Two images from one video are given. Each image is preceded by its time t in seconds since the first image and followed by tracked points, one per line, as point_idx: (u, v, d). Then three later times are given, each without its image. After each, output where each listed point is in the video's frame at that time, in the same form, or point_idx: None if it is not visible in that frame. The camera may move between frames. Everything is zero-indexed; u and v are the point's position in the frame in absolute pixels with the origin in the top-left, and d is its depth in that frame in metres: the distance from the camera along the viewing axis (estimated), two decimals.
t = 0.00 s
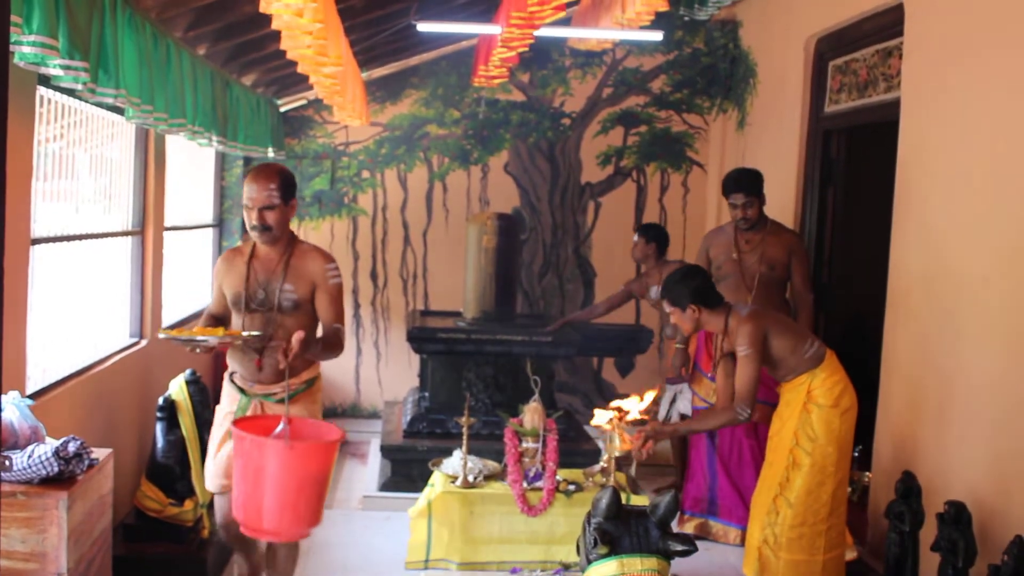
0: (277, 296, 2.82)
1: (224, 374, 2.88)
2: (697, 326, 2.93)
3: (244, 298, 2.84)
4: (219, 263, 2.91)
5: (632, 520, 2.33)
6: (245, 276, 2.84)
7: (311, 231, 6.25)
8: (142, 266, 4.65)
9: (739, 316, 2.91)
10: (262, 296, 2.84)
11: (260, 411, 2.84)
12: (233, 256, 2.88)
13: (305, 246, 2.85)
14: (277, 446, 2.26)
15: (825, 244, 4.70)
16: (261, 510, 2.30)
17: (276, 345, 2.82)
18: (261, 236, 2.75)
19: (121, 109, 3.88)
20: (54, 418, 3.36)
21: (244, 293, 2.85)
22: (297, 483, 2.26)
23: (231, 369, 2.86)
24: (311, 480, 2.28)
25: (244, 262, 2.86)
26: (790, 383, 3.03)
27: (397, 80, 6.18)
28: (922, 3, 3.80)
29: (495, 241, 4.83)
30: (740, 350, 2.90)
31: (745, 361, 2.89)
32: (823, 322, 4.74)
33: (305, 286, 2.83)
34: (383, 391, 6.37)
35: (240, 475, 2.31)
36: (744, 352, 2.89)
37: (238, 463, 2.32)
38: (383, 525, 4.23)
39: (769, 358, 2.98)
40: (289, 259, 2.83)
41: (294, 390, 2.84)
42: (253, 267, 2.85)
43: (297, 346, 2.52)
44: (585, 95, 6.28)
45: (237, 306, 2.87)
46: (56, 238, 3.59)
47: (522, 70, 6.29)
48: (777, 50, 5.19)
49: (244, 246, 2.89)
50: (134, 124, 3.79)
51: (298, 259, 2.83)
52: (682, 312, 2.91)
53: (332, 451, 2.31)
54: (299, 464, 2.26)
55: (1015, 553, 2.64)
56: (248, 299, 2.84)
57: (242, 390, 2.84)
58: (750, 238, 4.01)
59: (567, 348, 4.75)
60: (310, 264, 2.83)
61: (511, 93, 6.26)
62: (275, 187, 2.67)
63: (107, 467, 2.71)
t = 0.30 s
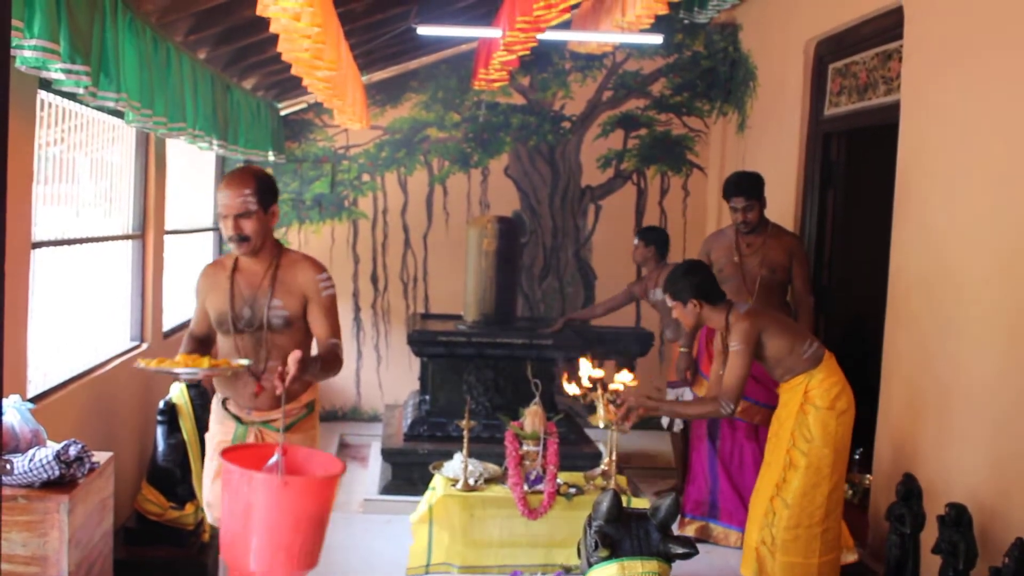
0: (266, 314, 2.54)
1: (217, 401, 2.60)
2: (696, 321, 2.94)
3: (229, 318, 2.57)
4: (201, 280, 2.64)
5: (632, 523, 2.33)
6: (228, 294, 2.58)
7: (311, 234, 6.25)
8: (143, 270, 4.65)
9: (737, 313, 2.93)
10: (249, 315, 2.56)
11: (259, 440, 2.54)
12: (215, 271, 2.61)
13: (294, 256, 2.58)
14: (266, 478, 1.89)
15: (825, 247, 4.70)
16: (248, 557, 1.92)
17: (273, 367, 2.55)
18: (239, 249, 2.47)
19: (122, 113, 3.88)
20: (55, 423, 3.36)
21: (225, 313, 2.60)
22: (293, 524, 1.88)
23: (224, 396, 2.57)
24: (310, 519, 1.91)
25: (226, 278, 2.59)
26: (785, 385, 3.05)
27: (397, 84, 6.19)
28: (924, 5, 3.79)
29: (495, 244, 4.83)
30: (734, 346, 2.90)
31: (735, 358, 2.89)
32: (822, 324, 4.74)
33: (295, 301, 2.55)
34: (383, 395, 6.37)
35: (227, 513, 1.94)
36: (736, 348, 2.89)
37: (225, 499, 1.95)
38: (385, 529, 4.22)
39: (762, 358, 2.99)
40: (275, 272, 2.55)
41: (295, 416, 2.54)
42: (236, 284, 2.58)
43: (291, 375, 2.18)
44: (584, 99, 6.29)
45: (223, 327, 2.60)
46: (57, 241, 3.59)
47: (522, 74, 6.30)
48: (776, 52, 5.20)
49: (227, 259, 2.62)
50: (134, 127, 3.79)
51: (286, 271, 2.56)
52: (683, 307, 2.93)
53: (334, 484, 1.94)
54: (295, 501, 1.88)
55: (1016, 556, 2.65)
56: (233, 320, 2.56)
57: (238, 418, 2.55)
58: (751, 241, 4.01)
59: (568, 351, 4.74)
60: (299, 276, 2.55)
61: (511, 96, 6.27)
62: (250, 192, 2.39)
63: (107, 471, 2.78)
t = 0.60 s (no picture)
0: (253, 312, 2.54)
1: (199, 414, 2.56)
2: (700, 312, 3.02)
3: (215, 319, 2.55)
4: (178, 281, 2.62)
5: (634, 521, 2.33)
6: (210, 294, 2.56)
7: (313, 232, 6.24)
8: (144, 268, 4.66)
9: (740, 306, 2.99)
10: (233, 316, 2.55)
11: (247, 453, 2.49)
12: (192, 270, 2.59)
13: (280, 249, 2.58)
14: (266, 496, 1.96)
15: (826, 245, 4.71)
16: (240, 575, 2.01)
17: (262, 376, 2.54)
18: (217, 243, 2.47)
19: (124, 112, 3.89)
20: (58, 420, 3.38)
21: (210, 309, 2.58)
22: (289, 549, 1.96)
23: (208, 409, 2.54)
24: (305, 545, 1.98)
25: (207, 275, 2.58)
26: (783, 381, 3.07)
27: (398, 82, 6.19)
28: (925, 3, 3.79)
29: (496, 242, 4.82)
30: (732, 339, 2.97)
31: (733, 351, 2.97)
32: (824, 322, 4.74)
33: (286, 296, 2.55)
34: (385, 393, 6.37)
35: (223, 531, 2.02)
36: (735, 341, 2.95)
37: (220, 513, 2.03)
38: (387, 527, 4.23)
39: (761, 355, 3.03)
40: (261, 267, 2.55)
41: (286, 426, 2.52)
42: (219, 283, 2.56)
43: (295, 383, 2.21)
44: (585, 97, 6.29)
45: (204, 330, 2.58)
46: (59, 240, 3.60)
47: (523, 72, 6.30)
48: (777, 50, 5.20)
49: (204, 257, 2.60)
50: (135, 126, 3.80)
51: (273, 265, 2.56)
52: (688, 297, 3.01)
53: (336, 507, 2.01)
54: (294, 526, 1.96)
55: (1017, 553, 2.65)
56: (218, 321, 2.55)
57: (223, 431, 2.50)
58: (753, 239, 4.00)
59: (570, 349, 4.73)
60: (289, 271, 2.55)
61: (512, 94, 6.27)
62: (224, 181, 2.38)
63: (109, 467, 2.92)
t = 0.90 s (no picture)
0: (245, 325, 2.22)
1: (177, 437, 2.24)
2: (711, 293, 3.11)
3: (202, 330, 2.24)
4: (170, 287, 2.33)
5: (635, 518, 2.33)
6: (201, 302, 2.25)
7: (315, 230, 6.24)
8: (146, 265, 4.65)
9: (753, 294, 3.02)
10: (224, 328, 2.24)
11: (223, 482, 2.16)
12: (186, 276, 2.30)
13: (282, 257, 2.29)
14: (251, 542, 1.50)
15: (828, 243, 4.71)
16: None
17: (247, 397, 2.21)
18: (209, 248, 2.17)
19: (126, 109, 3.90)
20: (60, 418, 3.38)
21: (200, 322, 2.25)
22: None
23: (186, 430, 2.22)
24: None
25: (199, 282, 2.28)
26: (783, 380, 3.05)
27: (400, 79, 6.19)
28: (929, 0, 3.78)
29: (498, 240, 4.82)
30: (745, 328, 3.00)
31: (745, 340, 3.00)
32: (826, 320, 4.73)
33: (284, 311, 2.24)
34: (387, 390, 6.38)
35: None
36: (749, 329, 2.98)
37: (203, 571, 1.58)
38: (389, 524, 4.23)
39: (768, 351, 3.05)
40: (258, 275, 2.24)
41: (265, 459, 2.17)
42: (210, 290, 2.26)
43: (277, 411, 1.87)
44: (588, 94, 6.29)
45: (192, 343, 2.27)
46: (61, 237, 3.60)
47: (525, 70, 6.30)
48: (780, 47, 5.19)
49: (198, 263, 2.31)
50: (137, 123, 3.80)
51: (273, 274, 2.25)
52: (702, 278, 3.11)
53: (338, 541, 1.55)
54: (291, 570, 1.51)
55: (1019, 551, 2.65)
56: (206, 333, 2.24)
57: (199, 457, 2.18)
58: (756, 237, 4.01)
59: (572, 347, 4.73)
60: (288, 280, 2.25)
61: (514, 92, 6.26)
62: (211, 178, 2.10)
63: (112, 464, 2.94)
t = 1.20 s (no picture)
0: (189, 339, 1.90)
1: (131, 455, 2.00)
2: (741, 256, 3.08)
3: (146, 345, 1.94)
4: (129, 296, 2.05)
5: (636, 515, 2.35)
6: (147, 313, 1.94)
7: (315, 226, 6.24)
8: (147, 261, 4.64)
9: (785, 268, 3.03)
10: (170, 342, 1.92)
11: (174, 512, 1.92)
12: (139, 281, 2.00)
13: (232, 258, 1.93)
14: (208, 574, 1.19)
15: (829, 240, 4.70)
16: None
17: (198, 418, 1.92)
18: (148, 253, 1.87)
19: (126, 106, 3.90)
20: (60, 415, 3.38)
21: (146, 337, 1.95)
22: None
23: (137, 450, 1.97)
24: None
25: (148, 288, 1.97)
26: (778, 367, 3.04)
27: (401, 76, 6.18)
28: None
29: (499, 236, 4.81)
30: (779, 300, 2.97)
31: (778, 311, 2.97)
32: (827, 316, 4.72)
33: (234, 321, 1.89)
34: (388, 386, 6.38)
35: None
36: (784, 301, 2.95)
37: None
38: (389, 521, 4.23)
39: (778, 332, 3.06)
40: (203, 281, 1.90)
41: (221, 483, 1.90)
42: (157, 299, 1.94)
43: (226, 444, 1.56)
44: (589, 90, 6.28)
45: (142, 359, 1.96)
46: (62, 234, 3.60)
47: (526, 66, 6.29)
48: (781, 43, 5.18)
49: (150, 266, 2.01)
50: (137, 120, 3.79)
51: (221, 278, 1.90)
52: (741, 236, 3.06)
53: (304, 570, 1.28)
54: None
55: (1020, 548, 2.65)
56: (152, 349, 1.93)
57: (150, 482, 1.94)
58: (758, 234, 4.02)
59: (573, 343, 4.73)
60: (237, 286, 1.89)
61: (515, 88, 6.25)
62: (133, 174, 1.79)
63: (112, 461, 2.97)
